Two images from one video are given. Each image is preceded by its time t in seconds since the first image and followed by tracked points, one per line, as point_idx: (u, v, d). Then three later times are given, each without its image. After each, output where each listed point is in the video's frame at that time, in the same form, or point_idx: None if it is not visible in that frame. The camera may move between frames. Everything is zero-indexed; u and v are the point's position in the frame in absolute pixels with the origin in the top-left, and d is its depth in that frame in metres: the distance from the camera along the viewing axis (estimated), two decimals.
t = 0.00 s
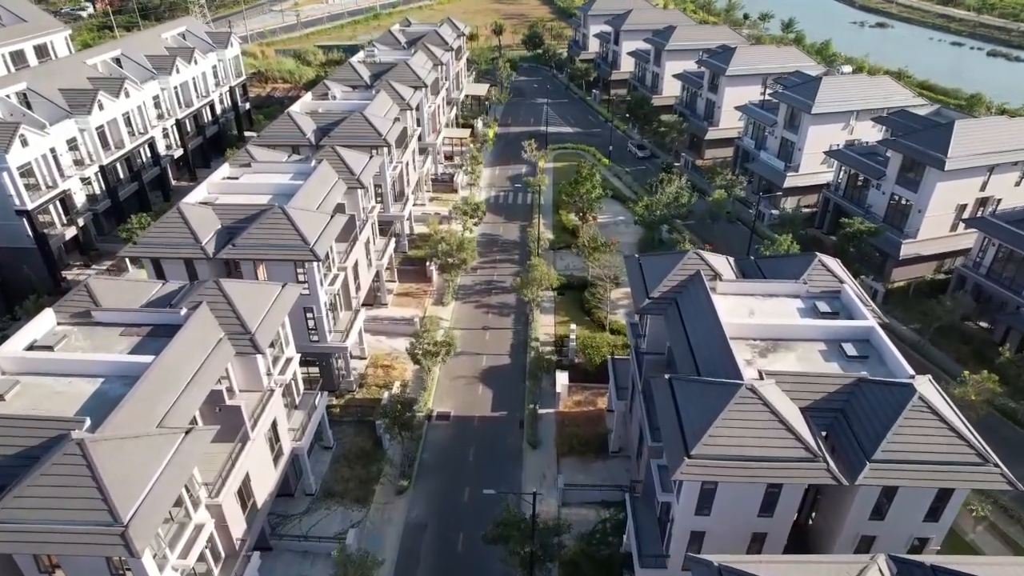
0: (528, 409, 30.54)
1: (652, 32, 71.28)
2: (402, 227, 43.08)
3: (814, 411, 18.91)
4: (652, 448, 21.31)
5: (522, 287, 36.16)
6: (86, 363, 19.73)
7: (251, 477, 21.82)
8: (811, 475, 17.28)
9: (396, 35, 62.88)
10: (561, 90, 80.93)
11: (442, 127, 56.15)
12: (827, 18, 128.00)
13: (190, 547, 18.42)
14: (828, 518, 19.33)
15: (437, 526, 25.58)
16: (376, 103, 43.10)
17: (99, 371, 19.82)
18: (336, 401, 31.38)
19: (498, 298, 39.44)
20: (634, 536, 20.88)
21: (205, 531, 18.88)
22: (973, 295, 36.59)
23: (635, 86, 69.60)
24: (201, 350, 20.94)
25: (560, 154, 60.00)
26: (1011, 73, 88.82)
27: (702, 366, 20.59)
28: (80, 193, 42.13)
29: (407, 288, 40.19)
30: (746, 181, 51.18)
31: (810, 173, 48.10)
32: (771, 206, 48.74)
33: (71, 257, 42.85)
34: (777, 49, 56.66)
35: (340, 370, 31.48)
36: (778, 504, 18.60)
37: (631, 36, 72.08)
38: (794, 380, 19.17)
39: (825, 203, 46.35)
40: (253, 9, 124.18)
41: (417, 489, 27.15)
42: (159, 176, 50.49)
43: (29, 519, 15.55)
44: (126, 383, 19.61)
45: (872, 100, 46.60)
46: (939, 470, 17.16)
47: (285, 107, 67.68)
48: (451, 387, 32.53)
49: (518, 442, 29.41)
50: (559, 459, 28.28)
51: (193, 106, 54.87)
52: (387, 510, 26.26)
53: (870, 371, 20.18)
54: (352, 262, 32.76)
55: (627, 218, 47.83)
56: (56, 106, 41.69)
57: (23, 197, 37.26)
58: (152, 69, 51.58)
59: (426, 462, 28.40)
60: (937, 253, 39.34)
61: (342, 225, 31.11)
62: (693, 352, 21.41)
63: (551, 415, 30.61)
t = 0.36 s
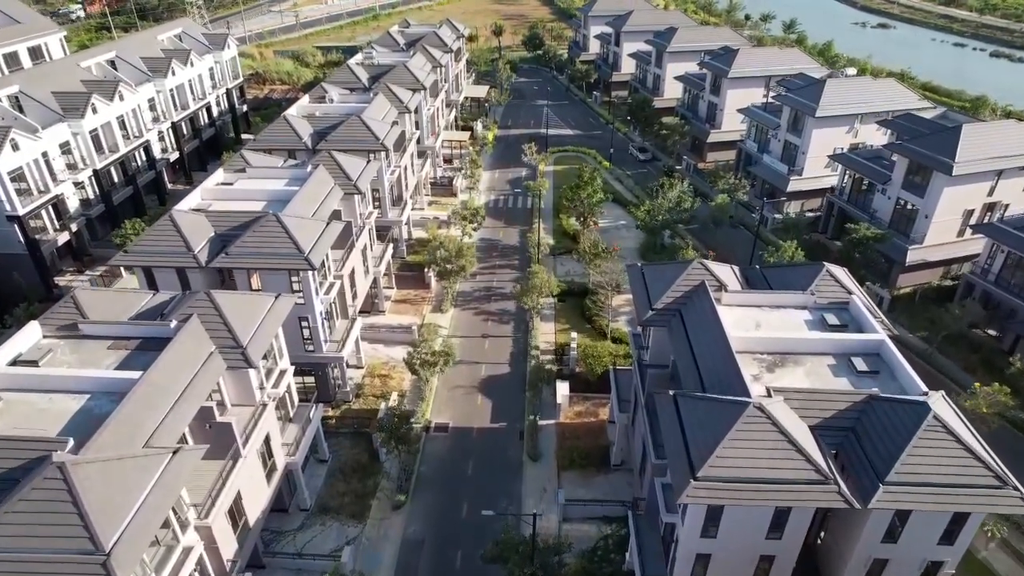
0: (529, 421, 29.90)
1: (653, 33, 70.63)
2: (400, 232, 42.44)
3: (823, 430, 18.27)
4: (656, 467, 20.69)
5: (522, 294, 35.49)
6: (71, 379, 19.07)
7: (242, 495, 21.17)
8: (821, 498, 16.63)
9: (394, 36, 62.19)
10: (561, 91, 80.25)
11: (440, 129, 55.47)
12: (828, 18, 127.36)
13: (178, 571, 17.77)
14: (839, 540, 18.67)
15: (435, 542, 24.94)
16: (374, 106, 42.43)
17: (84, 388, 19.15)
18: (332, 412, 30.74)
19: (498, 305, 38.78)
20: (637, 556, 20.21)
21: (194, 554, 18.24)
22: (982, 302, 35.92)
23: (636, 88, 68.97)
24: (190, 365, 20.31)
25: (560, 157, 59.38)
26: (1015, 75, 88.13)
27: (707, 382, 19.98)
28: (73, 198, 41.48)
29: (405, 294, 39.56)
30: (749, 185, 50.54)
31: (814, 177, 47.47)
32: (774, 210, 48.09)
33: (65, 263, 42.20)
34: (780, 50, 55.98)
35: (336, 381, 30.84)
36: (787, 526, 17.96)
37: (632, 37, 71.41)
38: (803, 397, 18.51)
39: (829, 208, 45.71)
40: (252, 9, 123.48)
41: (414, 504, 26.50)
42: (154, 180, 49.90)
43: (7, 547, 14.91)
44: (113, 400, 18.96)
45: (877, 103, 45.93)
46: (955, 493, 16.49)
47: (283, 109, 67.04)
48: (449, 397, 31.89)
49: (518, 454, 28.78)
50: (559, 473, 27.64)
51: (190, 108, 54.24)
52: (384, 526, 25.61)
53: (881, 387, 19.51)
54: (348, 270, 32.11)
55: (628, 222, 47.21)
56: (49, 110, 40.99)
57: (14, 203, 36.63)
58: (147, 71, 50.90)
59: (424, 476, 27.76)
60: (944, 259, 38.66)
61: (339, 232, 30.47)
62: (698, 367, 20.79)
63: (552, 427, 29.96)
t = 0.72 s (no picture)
0: (529, 432, 29.26)
1: (654, 34, 69.97)
2: (397, 238, 41.81)
3: (833, 450, 17.60)
4: (660, 486, 20.02)
5: (522, 302, 34.84)
6: (54, 397, 18.42)
7: (233, 515, 20.51)
8: (833, 523, 15.96)
9: (393, 38, 61.49)
10: (561, 93, 79.60)
11: (439, 132, 54.82)
12: (830, 19, 126.62)
13: None
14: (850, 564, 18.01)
15: (432, 560, 24.28)
16: (372, 109, 41.78)
17: (69, 406, 18.50)
18: (327, 423, 30.11)
19: (498, 312, 38.12)
20: None
21: None
22: (990, 310, 35.23)
23: (637, 89, 68.36)
24: (179, 381, 19.66)
25: (561, 160, 58.76)
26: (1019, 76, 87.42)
27: (713, 399, 19.35)
28: (66, 203, 40.82)
29: (403, 301, 38.94)
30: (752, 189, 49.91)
31: (818, 181, 46.85)
32: (778, 215, 47.44)
33: (57, 269, 41.56)
34: (783, 52, 55.31)
35: (332, 392, 30.22)
36: (796, 551, 17.30)
37: (633, 39, 70.77)
38: (812, 416, 17.86)
39: (834, 212, 45.08)
40: (251, 11, 122.96)
41: (411, 520, 25.84)
42: (149, 183, 49.29)
43: None
44: (97, 418, 18.29)
45: (882, 106, 45.25)
46: (973, 519, 15.80)
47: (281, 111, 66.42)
48: (447, 408, 31.25)
49: (518, 467, 28.16)
50: (560, 487, 26.98)
51: (185, 111, 53.60)
52: (380, 543, 24.95)
53: (893, 405, 18.82)
54: (344, 278, 31.46)
55: (629, 227, 46.60)
56: (40, 113, 40.29)
57: (4, 209, 35.97)
58: (142, 74, 50.20)
59: (421, 490, 27.11)
60: (950, 265, 37.99)
61: (334, 239, 29.82)
62: (703, 383, 20.12)
63: (552, 439, 29.32)
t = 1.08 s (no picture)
0: (529, 445, 28.61)
1: (655, 35, 69.33)
2: (395, 243, 41.17)
3: (846, 472, 16.92)
4: (665, 506, 19.37)
5: (522, 310, 34.20)
6: (36, 416, 17.76)
7: (223, 537, 19.87)
8: (846, 550, 15.30)
9: (391, 39, 60.86)
10: (562, 95, 78.93)
11: (438, 135, 54.17)
12: (832, 20, 125.92)
13: None
14: None
15: None
16: (369, 113, 41.12)
17: (52, 425, 17.85)
18: (323, 435, 29.47)
19: (497, 320, 37.46)
20: None
21: None
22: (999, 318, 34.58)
23: (638, 91, 67.77)
24: (167, 399, 19.02)
25: (561, 163, 58.13)
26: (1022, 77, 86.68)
27: (720, 416, 18.70)
28: (58, 208, 40.18)
29: (401, 308, 38.30)
30: (755, 192, 49.29)
31: (822, 185, 46.21)
32: (781, 219, 46.80)
33: (50, 275, 40.91)
34: (787, 54, 54.65)
35: (328, 403, 29.60)
36: None
37: (634, 40, 70.15)
38: (824, 436, 17.19)
39: (838, 217, 44.44)
40: (249, 11, 122.40)
41: (408, 536, 25.19)
42: (144, 187, 48.61)
43: None
44: (81, 438, 17.64)
45: (888, 109, 44.61)
46: (993, 547, 15.13)
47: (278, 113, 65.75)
48: (445, 419, 30.62)
49: (518, 480, 27.52)
50: (560, 502, 26.33)
51: (181, 114, 52.97)
52: (376, 560, 24.30)
53: (906, 424, 18.16)
54: (341, 287, 30.83)
55: (631, 232, 45.98)
56: (33, 116, 39.56)
57: None
58: (137, 76, 49.52)
59: (419, 505, 26.48)
60: (958, 271, 37.33)
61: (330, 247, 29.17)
62: (709, 400, 19.46)
63: (552, 451, 28.67)
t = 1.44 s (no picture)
0: (529, 458, 27.94)
1: (657, 36, 68.67)
2: (393, 249, 40.50)
3: (859, 495, 16.25)
4: (669, 527, 18.71)
5: (522, 319, 33.51)
6: (16, 436, 17.08)
7: (212, 559, 19.21)
8: None
9: (390, 41, 60.18)
10: (562, 96, 78.25)
11: (437, 138, 53.52)
12: (833, 20, 125.28)
13: None
14: None
15: None
16: (367, 117, 40.45)
17: (33, 446, 17.17)
18: (318, 447, 28.80)
19: (497, 327, 36.80)
20: None
21: None
22: (1007, 326, 33.91)
23: (639, 93, 67.13)
24: (153, 417, 18.33)
25: (562, 166, 57.49)
26: None
27: (727, 436, 18.03)
28: (50, 213, 39.50)
29: (398, 315, 37.63)
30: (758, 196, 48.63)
31: (826, 189, 45.54)
32: (785, 223, 46.13)
33: (42, 281, 40.25)
34: (790, 55, 53.97)
35: (323, 414, 28.94)
36: None
37: (635, 41, 69.47)
38: (835, 458, 16.56)
39: (843, 221, 43.79)
40: (248, 12, 121.79)
41: (405, 553, 24.52)
42: (139, 192, 47.96)
43: None
44: (63, 460, 16.97)
45: (893, 112, 43.91)
46: None
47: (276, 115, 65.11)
48: (443, 431, 29.96)
49: (518, 495, 26.83)
50: (561, 517, 25.65)
51: (177, 116, 52.26)
52: None
53: (921, 444, 17.49)
54: (336, 295, 30.16)
55: (632, 236, 45.32)
56: (23, 119, 38.58)
57: None
58: (132, 78, 48.76)
59: (415, 520, 25.81)
60: (965, 278, 36.68)
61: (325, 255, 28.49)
62: (715, 418, 18.80)
63: (553, 464, 28.00)
